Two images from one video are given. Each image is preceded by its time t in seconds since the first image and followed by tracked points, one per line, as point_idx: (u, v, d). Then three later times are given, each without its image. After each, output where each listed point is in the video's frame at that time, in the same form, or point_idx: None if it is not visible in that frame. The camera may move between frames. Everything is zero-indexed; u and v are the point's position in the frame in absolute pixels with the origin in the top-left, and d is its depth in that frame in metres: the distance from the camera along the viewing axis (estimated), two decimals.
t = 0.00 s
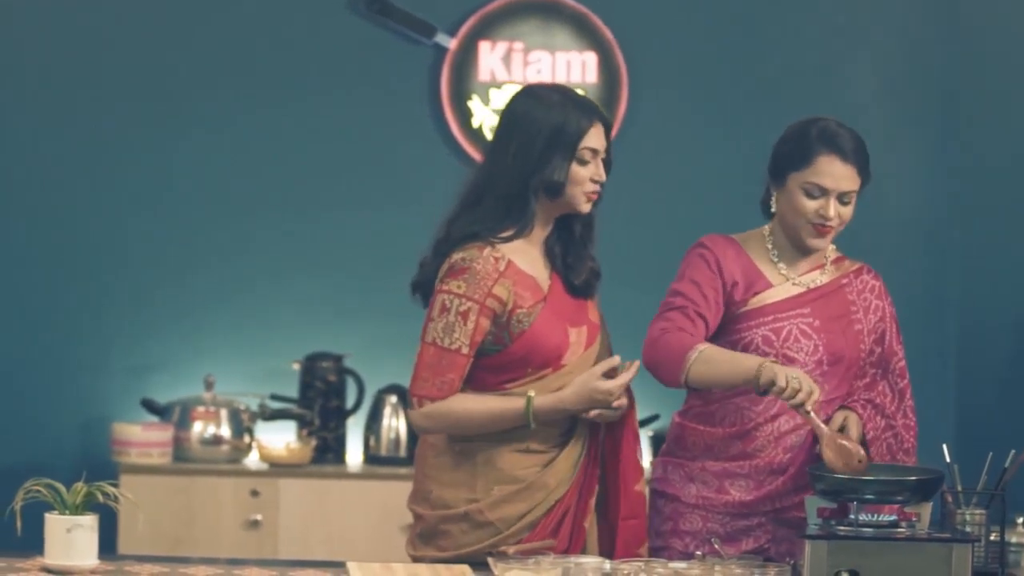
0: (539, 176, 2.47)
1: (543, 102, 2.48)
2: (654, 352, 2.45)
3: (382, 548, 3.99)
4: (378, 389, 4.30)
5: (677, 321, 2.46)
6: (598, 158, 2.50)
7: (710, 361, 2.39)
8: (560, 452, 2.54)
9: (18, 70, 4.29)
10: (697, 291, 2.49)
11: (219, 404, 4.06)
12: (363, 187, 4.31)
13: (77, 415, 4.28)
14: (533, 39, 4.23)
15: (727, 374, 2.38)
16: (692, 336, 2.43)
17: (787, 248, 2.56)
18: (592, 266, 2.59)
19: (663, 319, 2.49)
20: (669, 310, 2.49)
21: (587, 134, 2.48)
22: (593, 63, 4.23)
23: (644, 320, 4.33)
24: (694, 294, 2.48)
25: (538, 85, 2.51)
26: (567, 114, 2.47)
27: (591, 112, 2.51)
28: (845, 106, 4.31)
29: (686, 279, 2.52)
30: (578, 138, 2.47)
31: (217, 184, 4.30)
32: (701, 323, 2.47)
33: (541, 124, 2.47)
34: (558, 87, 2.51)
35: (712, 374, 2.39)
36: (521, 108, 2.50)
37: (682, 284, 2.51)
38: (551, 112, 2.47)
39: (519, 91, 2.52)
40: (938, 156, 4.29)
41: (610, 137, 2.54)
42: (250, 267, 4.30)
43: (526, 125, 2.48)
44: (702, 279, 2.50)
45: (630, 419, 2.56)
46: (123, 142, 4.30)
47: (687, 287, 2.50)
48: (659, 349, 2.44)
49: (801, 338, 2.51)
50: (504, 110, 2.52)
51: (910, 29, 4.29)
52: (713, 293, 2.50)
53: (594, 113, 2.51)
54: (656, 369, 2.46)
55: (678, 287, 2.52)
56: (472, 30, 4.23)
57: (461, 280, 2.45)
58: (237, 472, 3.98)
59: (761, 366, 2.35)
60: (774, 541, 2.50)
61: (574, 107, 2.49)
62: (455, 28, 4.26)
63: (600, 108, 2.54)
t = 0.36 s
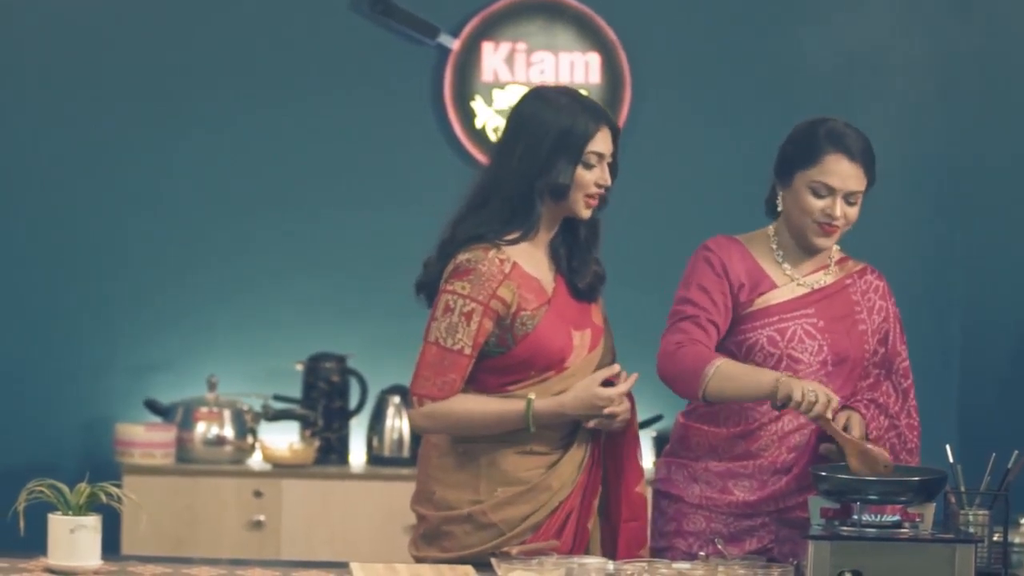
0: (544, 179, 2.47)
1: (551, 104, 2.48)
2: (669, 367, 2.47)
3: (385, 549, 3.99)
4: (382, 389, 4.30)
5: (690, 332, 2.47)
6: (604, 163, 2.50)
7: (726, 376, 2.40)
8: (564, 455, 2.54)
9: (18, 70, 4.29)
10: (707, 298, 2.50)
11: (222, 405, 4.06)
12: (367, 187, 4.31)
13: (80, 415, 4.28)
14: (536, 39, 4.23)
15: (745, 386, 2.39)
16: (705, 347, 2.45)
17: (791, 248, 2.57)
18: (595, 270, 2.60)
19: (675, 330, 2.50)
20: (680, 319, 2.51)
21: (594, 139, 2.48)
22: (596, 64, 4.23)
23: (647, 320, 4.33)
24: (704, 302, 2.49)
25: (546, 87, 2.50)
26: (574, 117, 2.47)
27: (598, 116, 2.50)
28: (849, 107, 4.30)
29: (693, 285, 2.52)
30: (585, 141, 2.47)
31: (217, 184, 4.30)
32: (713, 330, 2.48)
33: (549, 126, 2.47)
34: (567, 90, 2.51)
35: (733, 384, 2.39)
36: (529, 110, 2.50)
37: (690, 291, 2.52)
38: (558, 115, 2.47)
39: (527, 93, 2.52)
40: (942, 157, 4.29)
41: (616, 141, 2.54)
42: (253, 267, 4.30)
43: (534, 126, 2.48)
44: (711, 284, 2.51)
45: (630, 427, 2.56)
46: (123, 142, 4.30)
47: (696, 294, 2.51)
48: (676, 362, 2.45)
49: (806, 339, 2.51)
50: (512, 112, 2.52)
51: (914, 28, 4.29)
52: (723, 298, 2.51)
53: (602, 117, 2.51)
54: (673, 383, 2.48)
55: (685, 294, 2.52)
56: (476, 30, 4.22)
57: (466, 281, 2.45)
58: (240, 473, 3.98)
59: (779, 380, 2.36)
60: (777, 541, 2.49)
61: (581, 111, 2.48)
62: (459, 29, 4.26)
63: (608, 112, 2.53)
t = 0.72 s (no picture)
0: (546, 181, 2.47)
1: (552, 106, 2.48)
2: (682, 379, 2.47)
3: (387, 550, 3.99)
4: (382, 390, 4.30)
5: (698, 342, 2.47)
6: (604, 164, 2.50)
7: (730, 377, 2.39)
8: (565, 456, 2.54)
9: (18, 70, 4.28)
10: (713, 306, 2.50)
11: (223, 405, 4.06)
12: (367, 188, 4.31)
13: (81, 415, 4.28)
14: (537, 40, 4.23)
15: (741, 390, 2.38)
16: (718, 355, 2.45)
17: (792, 251, 2.56)
18: (597, 271, 2.59)
19: (685, 343, 2.50)
20: (689, 330, 2.50)
21: (595, 141, 2.48)
22: (597, 65, 4.23)
23: (648, 320, 4.33)
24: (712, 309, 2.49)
25: (548, 88, 2.51)
26: (575, 119, 2.47)
27: (599, 117, 2.50)
28: (850, 107, 4.30)
29: (698, 292, 2.52)
30: (586, 143, 2.47)
31: (218, 185, 4.30)
32: (722, 335, 2.48)
33: (550, 127, 2.47)
34: (568, 91, 2.51)
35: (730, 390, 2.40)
36: (530, 111, 2.50)
37: (695, 299, 2.52)
38: (560, 116, 2.47)
39: (528, 94, 2.52)
40: (943, 157, 4.28)
41: (617, 142, 2.54)
42: (254, 268, 4.30)
43: (536, 127, 2.48)
44: (715, 290, 2.51)
45: (632, 430, 2.57)
46: (124, 143, 4.30)
47: (702, 302, 2.51)
48: (688, 374, 2.45)
49: (809, 340, 2.51)
50: (513, 113, 2.52)
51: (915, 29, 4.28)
52: (729, 302, 2.51)
53: (603, 118, 2.51)
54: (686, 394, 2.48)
55: (691, 302, 2.52)
56: (477, 31, 4.22)
57: (467, 283, 2.45)
58: (241, 474, 3.98)
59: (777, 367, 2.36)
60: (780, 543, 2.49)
61: (582, 112, 2.48)
62: (459, 30, 4.26)
63: (609, 113, 2.53)
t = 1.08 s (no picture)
0: (542, 182, 2.47)
1: (550, 106, 2.48)
2: (681, 381, 2.46)
3: (386, 552, 3.99)
4: (382, 391, 4.30)
5: (698, 343, 2.46)
6: (601, 165, 2.50)
7: (726, 380, 2.39)
8: (564, 458, 2.54)
9: (18, 70, 4.29)
10: (711, 306, 2.50)
11: (223, 407, 4.06)
12: (366, 189, 4.31)
13: (81, 417, 4.28)
14: (536, 41, 4.23)
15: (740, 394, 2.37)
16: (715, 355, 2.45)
17: (789, 251, 2.57)
18: (594, 271, 2.60)
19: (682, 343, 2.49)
20: (686, 330, 2.50)
21: (591, 142, 2.48)
22: (596, 67, 4.24)
23: (647, 322, 4.32)
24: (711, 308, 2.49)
25: (545, 89, 2.51)
26: (572, 119, 2.47)
27: (596, 119, 2.50)
28: (850, 109, 4.30)
29: (695, 291, 2.52)
30: (583, 144, 2.47)
31: (217, 185, 4.30)
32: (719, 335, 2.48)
33: (547, 128, 2.47)
34: (566, 92, 2.51)
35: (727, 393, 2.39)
36: (528, 111, 2.50)
37: (693, 300, 2.51)
38: (556, 117, 2.47)
39: (525, 95, 2.52)
40: (942, 159, 4.29)
41: (615, 144, 2.54)
42: (253, 269, 4.30)
43: (533, 127, 2.48)
44: (713, 289, 2.51)
45: (632, 433, 2.57)
46: (123, 144, 4.31)
47: (699, 301, 2.50)
48: (687, 375, 2.45)
49: (806, 340, 2.51)
50: (511, 113, 2.52)
51: (914, 31, 4.29)
52: (726, 302, 2.51)
53: (601, 119, 2.51)
54: (687, 396, 2.47)
55: (689, 302, 2.52)
56: (476, 33, 4.23)
57: (464, 285, 2.45)
58: (240, 475, 3.98)
59: (773, 375, 2.35)
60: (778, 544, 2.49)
61: (580, 113, 2.48)
62: (458, 31, 4.27)
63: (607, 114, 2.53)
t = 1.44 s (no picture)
0: (533, 187, 2.48)
1: (542, 112, 2.49)
2: (671, 392, 2.48)
3: (383, 557, 3.98)
4: (377, 397, 4.30)
5: (687, 356, 2.48)
6: (592, 172, 2.51)
7: (712, 392, 2.41)
8: (563, 464, 2.54)
9: (15, 74, 4.29)
10: (702, 316, 2.51)
11: (219, 412, 4.06)
12: (362, 194, 4.31)
13: (77, 423, 4.28)
14: (533, 47, 4.24)
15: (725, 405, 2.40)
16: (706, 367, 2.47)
17: (784, 257, 2.57)
18: (586, 276, 2.60)
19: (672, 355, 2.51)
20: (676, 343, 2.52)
21: (583, 148, 2.49)
22: (593, 72, 4.24)
23: (642, 327, 4.33)
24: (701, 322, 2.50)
25: (538, 94, 2.51)
26: (564, 126, 2.48)
27: (588, 125, 2.51)
28: (846, 114, 4.31)
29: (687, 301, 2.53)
30: (574, 150, 2.48)
31: (218, 184, 4.30)
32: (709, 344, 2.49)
33: (540, 133, 2.48)
34: (560, 98, 2.51)
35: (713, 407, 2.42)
36: (520, 117, 2.51)
37: (683, 310, 2.53)
38: (549, 123, 2.48)
39: (517, 101, 2.53)
40: (939, 164, 4.29)
41: (606, 150, 2.55)
42: (250, 274, 4.30)
43: (525, 132, 2.49)
44: (704, 299, 2.52)
45: (630, 437, 2.57)
46: (120, 149, 4.31)
47: (692, 313, 2.52)
48: (675, 388, 2.47)
49: (802, 344, 2.51)
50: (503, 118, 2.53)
51: (911, 37, 4.30)
52: (719, 313, 2.52)
53: (592, 126, 2.52)
54: (677, 407, 2.49)
55: (680, 312, 2.53)
56: (473, 39, 4.23)
57: (456, 293, 2.45)
58: (236, 480, 3.98)
59: (758, 386, 2.37)
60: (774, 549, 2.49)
61: (572, 119, 2.49)
62: (455, 37, 4.27)
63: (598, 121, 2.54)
